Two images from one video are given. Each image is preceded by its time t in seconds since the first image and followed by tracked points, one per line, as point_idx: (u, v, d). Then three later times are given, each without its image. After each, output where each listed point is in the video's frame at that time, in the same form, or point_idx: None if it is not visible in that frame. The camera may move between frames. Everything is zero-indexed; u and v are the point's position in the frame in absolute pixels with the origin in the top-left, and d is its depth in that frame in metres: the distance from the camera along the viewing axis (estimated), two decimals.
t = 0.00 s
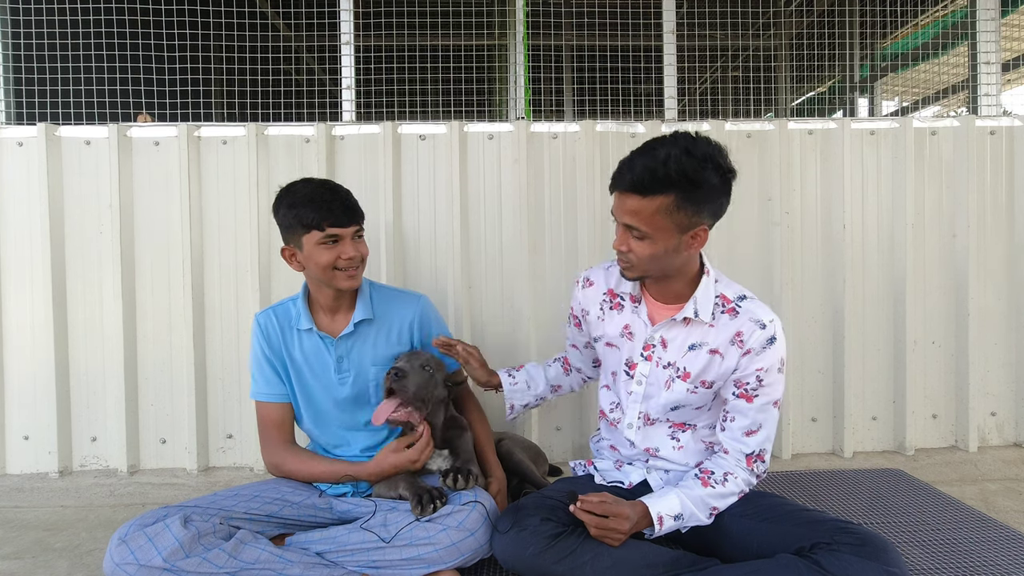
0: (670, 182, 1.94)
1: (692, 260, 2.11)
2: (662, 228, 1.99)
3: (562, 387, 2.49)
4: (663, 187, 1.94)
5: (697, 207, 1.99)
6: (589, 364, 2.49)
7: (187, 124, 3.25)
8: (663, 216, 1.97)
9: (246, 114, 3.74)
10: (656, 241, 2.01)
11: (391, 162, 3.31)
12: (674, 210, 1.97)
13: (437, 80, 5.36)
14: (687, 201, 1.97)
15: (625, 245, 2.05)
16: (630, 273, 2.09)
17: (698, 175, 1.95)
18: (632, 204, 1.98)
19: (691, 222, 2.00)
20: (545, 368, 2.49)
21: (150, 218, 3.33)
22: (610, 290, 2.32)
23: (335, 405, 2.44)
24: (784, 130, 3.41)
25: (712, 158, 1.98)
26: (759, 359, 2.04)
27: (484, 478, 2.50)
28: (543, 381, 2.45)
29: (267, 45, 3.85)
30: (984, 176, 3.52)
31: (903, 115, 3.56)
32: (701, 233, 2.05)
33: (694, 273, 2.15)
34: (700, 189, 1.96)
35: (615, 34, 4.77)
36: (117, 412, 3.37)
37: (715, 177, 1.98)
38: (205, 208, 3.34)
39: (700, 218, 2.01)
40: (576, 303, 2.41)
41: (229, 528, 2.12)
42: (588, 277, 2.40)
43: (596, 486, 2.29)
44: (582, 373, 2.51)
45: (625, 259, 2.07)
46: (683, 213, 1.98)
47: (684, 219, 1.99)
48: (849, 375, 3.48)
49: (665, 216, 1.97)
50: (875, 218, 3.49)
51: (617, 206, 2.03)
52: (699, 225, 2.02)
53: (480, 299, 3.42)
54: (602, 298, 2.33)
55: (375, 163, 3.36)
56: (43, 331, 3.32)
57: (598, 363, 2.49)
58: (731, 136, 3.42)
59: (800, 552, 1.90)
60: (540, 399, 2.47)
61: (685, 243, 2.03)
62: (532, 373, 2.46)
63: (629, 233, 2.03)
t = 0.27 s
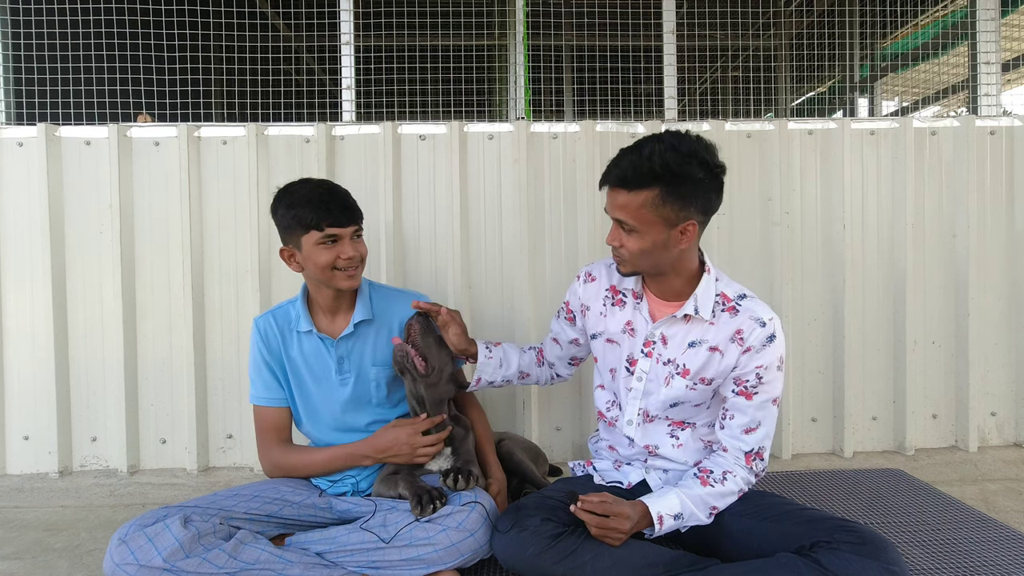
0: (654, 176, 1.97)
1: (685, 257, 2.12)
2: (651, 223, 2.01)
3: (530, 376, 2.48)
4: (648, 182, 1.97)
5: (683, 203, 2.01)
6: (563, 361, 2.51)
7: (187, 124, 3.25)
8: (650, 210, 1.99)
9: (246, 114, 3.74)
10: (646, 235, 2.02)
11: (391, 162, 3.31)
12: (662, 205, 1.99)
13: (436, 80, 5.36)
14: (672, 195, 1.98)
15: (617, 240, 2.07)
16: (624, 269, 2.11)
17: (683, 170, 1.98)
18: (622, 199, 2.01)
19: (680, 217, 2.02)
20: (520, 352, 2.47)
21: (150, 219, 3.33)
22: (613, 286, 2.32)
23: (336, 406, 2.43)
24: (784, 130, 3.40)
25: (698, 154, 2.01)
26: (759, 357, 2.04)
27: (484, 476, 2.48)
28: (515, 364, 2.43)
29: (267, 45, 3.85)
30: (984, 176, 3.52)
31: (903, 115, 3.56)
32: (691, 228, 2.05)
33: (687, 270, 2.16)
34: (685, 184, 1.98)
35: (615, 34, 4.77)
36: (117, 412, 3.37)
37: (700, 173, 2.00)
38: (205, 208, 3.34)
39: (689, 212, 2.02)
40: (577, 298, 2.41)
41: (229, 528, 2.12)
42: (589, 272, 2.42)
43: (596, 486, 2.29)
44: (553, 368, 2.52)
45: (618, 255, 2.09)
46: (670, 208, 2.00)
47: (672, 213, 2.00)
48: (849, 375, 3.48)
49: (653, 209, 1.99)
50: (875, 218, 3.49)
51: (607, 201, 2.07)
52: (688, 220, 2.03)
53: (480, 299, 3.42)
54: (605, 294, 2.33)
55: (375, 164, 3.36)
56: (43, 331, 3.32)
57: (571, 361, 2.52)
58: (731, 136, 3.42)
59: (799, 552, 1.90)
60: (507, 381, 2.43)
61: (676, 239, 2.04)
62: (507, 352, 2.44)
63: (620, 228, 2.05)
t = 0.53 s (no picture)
0: (651, 174, 1.97)
1: (685, 257, 2.12)
2: (649, 221, 2.01)
3: (556, 391, 2.52)
4: (645, 180, 1.98)
5: (682, 201, 2.00)
6: (585, 372, 2.51)
7: (187, 124, 3.25)
8: (649, 208, 1.99)
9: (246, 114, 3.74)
10: (644, 234, 2.02)
11: (391, 162, 3.31)
12: (661, 203, 1.99)
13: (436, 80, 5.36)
14: (671, 193, 1.98)
15: (615, 240, 2.07)
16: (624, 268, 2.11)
17: (681, 169, 1.98)
18: (620, 198, 2.02)
19: (679, 216, 2.01)
20: (542, 369, 2.52)
21: (150, 219, 3.33)
22: (613, 290, 2.33)
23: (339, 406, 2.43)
24: (784, 130, 3.40)
25: (696, 152, 2.01)
26: (760, 357, 2.04)
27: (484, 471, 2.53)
28: (538, 380, 2.48)
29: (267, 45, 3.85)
30: (984, 176, 3.52)
31: (903, 115, 3.56)
32: (690, 227, 2.05)
33: (688, 270, 2.16)
34: (684, 182, 1.98)
35: (615, 34, 4.77)
36: (117, 412, 3.37)
37: (698, 171, 2.00)
38: (205, 208, 3.33)
39: (688, 210, 2.02)
40: (579, 303, 2.42)
41: (229, 528, 2.12)
42: (591, 277, 2.42)
43: (597, 486, 2.29)
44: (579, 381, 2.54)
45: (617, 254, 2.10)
46: (668, 206, 2.00)
47: (671, 212, 2.00)
48: (849, 375, 3.48)
49: (652, 208, 1.99)
50: (875, 218, 3.49)
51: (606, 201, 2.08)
52: (688, 219, 2.03)
53: (480, 299, 3.42)
54: (605, 297, 2.34)
55: (375, 164, 3.36)
56: (43, 331, 3.32)
57: (593, 371, 2.51)
58: (732, 136, 3.42)
59: (800, 552, 1.89)
60: (532, 400, 2.49)
61: (675, 238, 2.04)
62: (528, 369, 2.49)
63: (618, 226, 2.06)
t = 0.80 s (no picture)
0: (653, 167, 1.98)
1: (683, 254, 2.12)
2: (649, 215, 2.01)
3: (559, 376, 2.54)
4: (648, 172, 1.98)
5: (683, 195, 2.01)
6: (589, 363, 2.52)
7: (187, 124, 3.25)
8: (649, 201, 2.00)
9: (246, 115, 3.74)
10: (644, 227, 2.02)
11: (391, 162, 3.31)
12: (661, 196, 1.99)
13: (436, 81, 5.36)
14: (673, 187, 1.99)
15: (615, 232, 2.08)
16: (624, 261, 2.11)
17: (683, 162, 1.99)
18: (620, 190, 2.03)
19: (679, 210, 2.02)
20: (552, 352, 2.56)
21: (150, 219, 3.33)
22: (610, 288, 2.34)
23: (340, 404, 2.43)
24: (784, 130, 3.40)
25: (698, 147, 2.03)
26: (756, 359, 2.04)
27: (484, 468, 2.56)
28: (547, 362, 2.52)
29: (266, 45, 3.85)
30: (984, 176, 3.52)
31: (903, 115, 3.56)
32: (689, 223, 2.05)
33: (686, 267, 2.15)
34: (685, 176, 1.99)
35: (615, 35, 4.77)
36: (117, 412, 3.37)
37: (700, 165, 2.01)
38: (205, 208, 3.34)
39: (688, 205, 2.02)
40: (578, 301, 2.44)
41: (229, 528, 2.12)
42: (590, 276, 2.43)
43: (596, 486, 2.29)
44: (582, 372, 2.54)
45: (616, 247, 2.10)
46: (669, 200, 2.00)
47: (671, 206, 2.00)
48: (849, 375, 3.48)
49: (653, 200, 1.99)
50: (875, 218, 3.49)
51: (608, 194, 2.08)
52: (687, 213, 2.03)
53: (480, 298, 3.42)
54: (602, 296, 2.35)
55: (375, 164, 3.36)
56: (43, 331, 3.32)
57: (596, 364, 2.52)
58: (731, 136, 3.42)
59: (800, 553, 1.89)
60: (529, 379, 2.51)
61: (674, 233, 2.04)
62: (539, 350, 2.55)
63: (619, 219, 2.06)
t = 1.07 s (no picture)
0: (664, 160, 2.00)
1: (688, 251, 2.13)
2: (659, 208, 2.02)
3: (512, 330, 2.67)
4: (658, 165, 2.00)
5: (692, 189, 2.03)
6: (549, 336, 2.65)
7: (187, 124, 3.25)
8: (660, 194, 2.01)
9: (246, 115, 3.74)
10: (653, 220, 2.03)
11: (391, 162, 3.31)
12: (671, 190, 2.01)
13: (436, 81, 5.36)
14: (681, 182, 2.01)
15: (621, 227, 2.08)
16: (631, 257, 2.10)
17: (692, 157, 2.02)
18: (630, 183, 2.05)
19: (688, 204, 2.04)
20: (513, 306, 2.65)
21: (150, 219, 3.33)
22: (613, 281, 2.34)
23: (340, 403, 2.43)
24: (784, 130, 3.40)
25: (707, 143, 2.05)
26: (757, 358, 2.04)
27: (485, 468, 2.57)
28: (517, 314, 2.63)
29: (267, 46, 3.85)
30: (984, 176, 3.52)
31: (902, 115, 3.56)
32: (696, 219, 2.07)
33: (690, 265, 2.17)
34: (694, 170, 2.01)
35: (615, 35, 4.77)
36: (117, 412, 3.37)
37: (709, 160, 2.04)
38: (205, 208, 3.34)
39: (695, 200, 2.05)
40: (580, 288, 2.46)
41: (229, 528, 2.12)
42: (594, 264, 2.44)
43: (597, 486, 2.29)
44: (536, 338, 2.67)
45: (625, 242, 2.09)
46: (678, 193, 2.03)
47: (680, 199, 2.03)
48: (849, 375, 3.48)
49: (662, 194, 2.01)
50: (875, 218, 3.49)
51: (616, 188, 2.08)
52: (695, 208, 2.05)
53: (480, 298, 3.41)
54: (605, 287, 2.35)
55: (375, 164, 3.36)
56: (43, 331, 3.32)
57: (555, 339, 2.66)
58: (731, 136, 3.42)
59: (800, 552, 1.89)
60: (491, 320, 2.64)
61: (682, 227, 2.06)
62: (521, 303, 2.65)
63: (628, 213, 2.06)
